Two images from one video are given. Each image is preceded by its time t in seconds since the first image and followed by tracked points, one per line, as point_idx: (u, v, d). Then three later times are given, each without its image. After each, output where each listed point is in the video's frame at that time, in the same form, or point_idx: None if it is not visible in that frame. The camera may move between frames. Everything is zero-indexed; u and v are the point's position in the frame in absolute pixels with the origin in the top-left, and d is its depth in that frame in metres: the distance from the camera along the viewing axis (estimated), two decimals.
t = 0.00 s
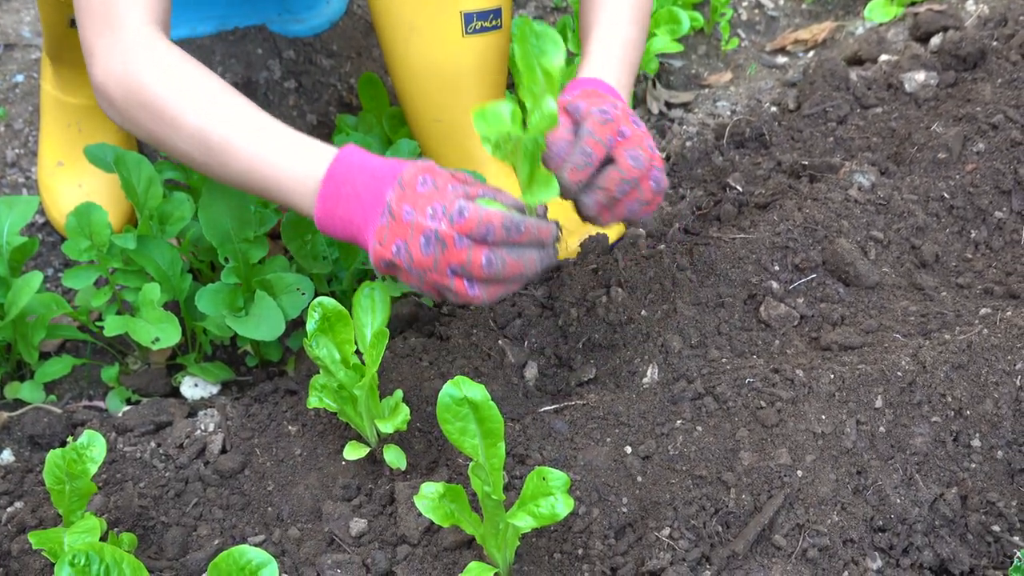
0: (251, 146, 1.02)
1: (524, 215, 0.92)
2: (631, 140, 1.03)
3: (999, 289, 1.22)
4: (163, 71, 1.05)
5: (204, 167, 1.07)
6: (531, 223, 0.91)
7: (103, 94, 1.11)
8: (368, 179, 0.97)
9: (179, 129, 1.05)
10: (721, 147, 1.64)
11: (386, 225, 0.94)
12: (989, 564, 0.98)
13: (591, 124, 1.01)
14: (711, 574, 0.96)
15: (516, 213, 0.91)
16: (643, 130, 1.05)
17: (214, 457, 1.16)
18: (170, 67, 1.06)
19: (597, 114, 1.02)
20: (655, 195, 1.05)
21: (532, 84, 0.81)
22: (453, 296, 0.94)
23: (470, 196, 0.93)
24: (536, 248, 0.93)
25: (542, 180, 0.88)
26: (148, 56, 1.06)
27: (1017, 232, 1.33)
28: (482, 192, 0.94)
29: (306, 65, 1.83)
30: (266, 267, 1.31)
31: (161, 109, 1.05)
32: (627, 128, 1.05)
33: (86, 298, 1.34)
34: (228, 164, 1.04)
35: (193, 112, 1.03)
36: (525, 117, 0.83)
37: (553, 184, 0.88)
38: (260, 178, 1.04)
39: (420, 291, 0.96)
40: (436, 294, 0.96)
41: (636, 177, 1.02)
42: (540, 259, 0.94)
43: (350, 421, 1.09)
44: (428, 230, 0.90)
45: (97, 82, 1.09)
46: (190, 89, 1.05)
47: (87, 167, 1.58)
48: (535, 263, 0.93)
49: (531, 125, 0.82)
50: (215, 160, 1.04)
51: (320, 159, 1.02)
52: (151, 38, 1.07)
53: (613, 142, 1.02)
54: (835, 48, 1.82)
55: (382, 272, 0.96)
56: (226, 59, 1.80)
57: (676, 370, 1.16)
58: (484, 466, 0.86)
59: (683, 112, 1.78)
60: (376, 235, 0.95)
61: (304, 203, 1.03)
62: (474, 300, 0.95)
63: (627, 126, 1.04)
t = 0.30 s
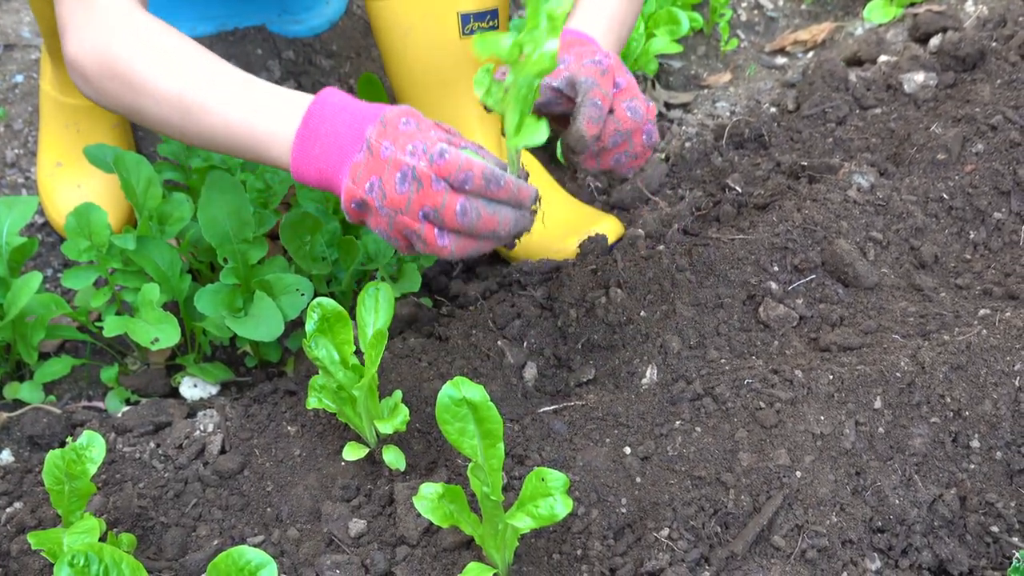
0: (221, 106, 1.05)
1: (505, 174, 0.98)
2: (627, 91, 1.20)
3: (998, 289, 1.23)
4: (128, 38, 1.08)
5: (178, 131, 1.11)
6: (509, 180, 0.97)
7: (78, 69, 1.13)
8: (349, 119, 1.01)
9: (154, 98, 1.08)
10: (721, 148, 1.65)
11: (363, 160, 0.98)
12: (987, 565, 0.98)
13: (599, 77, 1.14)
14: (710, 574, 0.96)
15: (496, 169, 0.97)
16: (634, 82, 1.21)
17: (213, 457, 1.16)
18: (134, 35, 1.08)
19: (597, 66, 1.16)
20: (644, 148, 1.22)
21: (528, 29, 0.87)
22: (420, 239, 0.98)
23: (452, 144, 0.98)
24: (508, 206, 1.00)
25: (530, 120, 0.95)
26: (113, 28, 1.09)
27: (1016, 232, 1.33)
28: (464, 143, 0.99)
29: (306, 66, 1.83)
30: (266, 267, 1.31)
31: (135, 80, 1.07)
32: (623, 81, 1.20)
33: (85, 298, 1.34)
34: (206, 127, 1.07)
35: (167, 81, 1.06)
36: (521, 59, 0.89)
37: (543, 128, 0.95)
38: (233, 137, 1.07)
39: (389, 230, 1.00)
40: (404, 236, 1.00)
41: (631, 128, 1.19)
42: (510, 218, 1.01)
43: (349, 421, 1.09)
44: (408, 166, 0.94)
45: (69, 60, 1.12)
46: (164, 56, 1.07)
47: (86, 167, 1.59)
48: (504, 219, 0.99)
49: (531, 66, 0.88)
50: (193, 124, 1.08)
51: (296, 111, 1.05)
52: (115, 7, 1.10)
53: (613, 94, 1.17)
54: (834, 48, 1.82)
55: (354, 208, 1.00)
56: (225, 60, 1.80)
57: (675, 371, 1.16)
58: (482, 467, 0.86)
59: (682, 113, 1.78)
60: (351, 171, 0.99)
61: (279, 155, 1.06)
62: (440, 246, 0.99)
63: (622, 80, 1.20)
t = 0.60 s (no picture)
0: (216, 110, 1.06)
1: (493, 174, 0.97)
2: (645, 76, 1.22)
3: (997, 292, 1.23)
4: (122, 42, 1.08)
5: (175, 135, 1.11)
6: (497, 182, 0.96)
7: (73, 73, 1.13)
8: (340, 119, 1.01)
9: (147, 102, 1.08)
10: (720, 150, 1.65)
11: (351, 160, 0.99)
12: (986, 567, 0.98)
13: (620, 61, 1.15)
14: None
15: (483, 170, 0.96)
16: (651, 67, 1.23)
17: (212, 458, 1.16)
18: (129, 38, 1.08)
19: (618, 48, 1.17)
20: (652, 136, 1.26)
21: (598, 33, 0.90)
22: (409, 238, 1.00)
23: (441, 145, 0.98)
24: (498, 207, 0.99)
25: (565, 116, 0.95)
26: (109, 31, 1.09)
27: (1015, 235, 1.33)
28: (453, 142, 0.99)
29: (305, 67, 1.83)
30: (266, 269, 1.31)
31: (129, 83, 1.07)
32: (642, 66, 1.22)
33: (85, 299, 1.34)
34: (200, 131, 1.07)
35: (160, 84, 1.06)
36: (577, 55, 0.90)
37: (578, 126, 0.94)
38: (228, 140, 1.07)
39: (379, 230, 1.01)
40: (393, 236, 1.02)
41: (644, 115, 1.22)
42: (501, 218, 0.99)
43: (348, 423, 1.09)
44: (393, 165, 0.96)
45: (65, 65, 1.12)
46: (158, 60, 1.07)
47: (86, 169, 1.59)
48: (494, 219, 0.99)
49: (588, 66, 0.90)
50: (187, 128, 1.08)
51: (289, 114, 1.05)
52: (111, 11, 1.10)
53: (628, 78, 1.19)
54: (834, 51, 1.82)
55: (344, 208, 1.02)
56: (225, 61, 1.80)
57: (674, 373, 1.16)
58: (481, 469, 0.86)
59: (682, 115, 1.78)
60: (340, 171, 1.00)
61: (274, 158, 1.06)
62: (430, 245, 1.00)
63: (640, 63, 1.21)
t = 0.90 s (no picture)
0: (213, 114, 1.06)
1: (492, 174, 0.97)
2: (631, 78, 1.19)
3: (996, 294, 1.23)
4: (119, 46, 1.08)
5: (173, 138, 1.11)
6: (495, 181, 0.96)
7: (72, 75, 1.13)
8: (338, 122, 1.02)
9: (146, 104, 1.08)
10: (720, 152, 1.65)
11: (349, 161, 0.99)
12: (985, 569, 0.98)
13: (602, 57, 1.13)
14: None
15: (481, 169, 0.96)
16: (638, 71, 1.20)
17: (211, 460, 1.16)
18: (126, 42, 1.08)
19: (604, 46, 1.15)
20: (635, 139, 1.21)
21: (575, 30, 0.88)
22: (407, 239, 1.00)
23: (439, 146, 0.98)
24: (496, 207, 0.99)
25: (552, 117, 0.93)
26: (106, 34, 1.09)
27: (1014, 237, 1.33)
28: (452, 144, 0.99)
29: (305, 69, 1.84)
30: (265, 270, 1.31)
31: (127, 86, 1.07)
32: (627, 67, 1.19)
33: (85, 301, 1.34)
34: (199, 134, 1.08)
35: (158, 87, 1.06)
36: (558, 57, 0.88)
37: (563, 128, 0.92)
38: (226, 144, 1.07)
39: (376, 231, 1.01)
40: (391, 237, 1.02)
41: (627, 116, 1.18)
42: (499, 218, 0.99)
43: (347, 425, 1.09)
44: (391, 165, 0.95)
45: (64, 68, 1.13)
46: (157, 62, 1.07)
47: (86, 170, 1.59)
48: (493, 219, 0.98)
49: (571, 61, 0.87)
50: (185, 131, 1.08)
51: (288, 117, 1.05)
52: (108, 12, 1.10)
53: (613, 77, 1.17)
54: (833, 53, 1.83)
55: (342, 209, 1.02)
56: (225, 62, 1.80)
57: (674, 375, 1.16)
58: (481, 471, 0.86)
59: (681, 117, 1.78)
60: (338, 172, 1.00)
61: (272, 162, 1.06)
62: (428, 246, 1.00)
63: (626, 65, 1.18)
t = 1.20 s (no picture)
0: (214, 115, 1.06)
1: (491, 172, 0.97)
2: (618, 73, 1.16)
3: (998, 298, 1.23)
4: (120, 47, 1.08)
5: (174, 139, 1.11)
6: (494, 179, 0.96)
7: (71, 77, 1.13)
8: (337, 121, 1.02)
9: (146, 106, 1.08)
10: (721, 155, 1.65)
11: (347, 162, 0.99)
12: (987, 573, 0.98)
13: (581, 49, 1.10)
14: None
15: (480, 167, 0.96)
16: (627, 67, 1.17)
17: (213, 463, 1.16)
18: (127, 43, 1.08)
19: (587, 40, 1.12)
20: (620, 137, 1.21)
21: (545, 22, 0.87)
22: (406, 239, 1.00)
23: (437, 145, 0.98)
24: (496, 205, 0.99)
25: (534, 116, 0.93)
26: (106, 36, 1.09)
27: (1016, 241, 1.34)
28: (450, 143, 0.99)
29: (307, 72, 1.84)
30: (268, 273, 1.31)
31: (128, 87, 1.08)
32: (613, 62, 1.16)
33: (86, 303, 1.34)
34: (199, 135, 1.08)
35: (158, 88, 1.07)
36: (528, 52, 0.87)
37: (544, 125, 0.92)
38: (227, 145, 1.07)
39: (376, 232, 1.01)
40: (391, 238, 1.01)
41: (611, 113, 1.17)
42: (498, 217, 0.99)
43: (348, 428, 1.09)
44: (389, 166, 0.95)
45: (64, 71, 1.13)
46: (157, 64, 1.08)
47: (87, 173, 1.59)
48: (493, 218, 0.99)
49: (536, 58, 0.87)
50: (186, 132, 1.08)
51: (288, 118, 1.05)
52: (109, 15, 1.10)
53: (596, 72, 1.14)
54: (835, 56, 1.83)
55: (342, 210, 1.02)
56: (226, 66, 1.80)
57: (675, 379, 1.16)
58: (483, 474, 0.86)
59: (683, 120, 1.79)
60: (337, 173, 1.00)
61: (272, 162, 1.07)
62: (427, 246, 1.00)
63: (613, 61, 1.16)
